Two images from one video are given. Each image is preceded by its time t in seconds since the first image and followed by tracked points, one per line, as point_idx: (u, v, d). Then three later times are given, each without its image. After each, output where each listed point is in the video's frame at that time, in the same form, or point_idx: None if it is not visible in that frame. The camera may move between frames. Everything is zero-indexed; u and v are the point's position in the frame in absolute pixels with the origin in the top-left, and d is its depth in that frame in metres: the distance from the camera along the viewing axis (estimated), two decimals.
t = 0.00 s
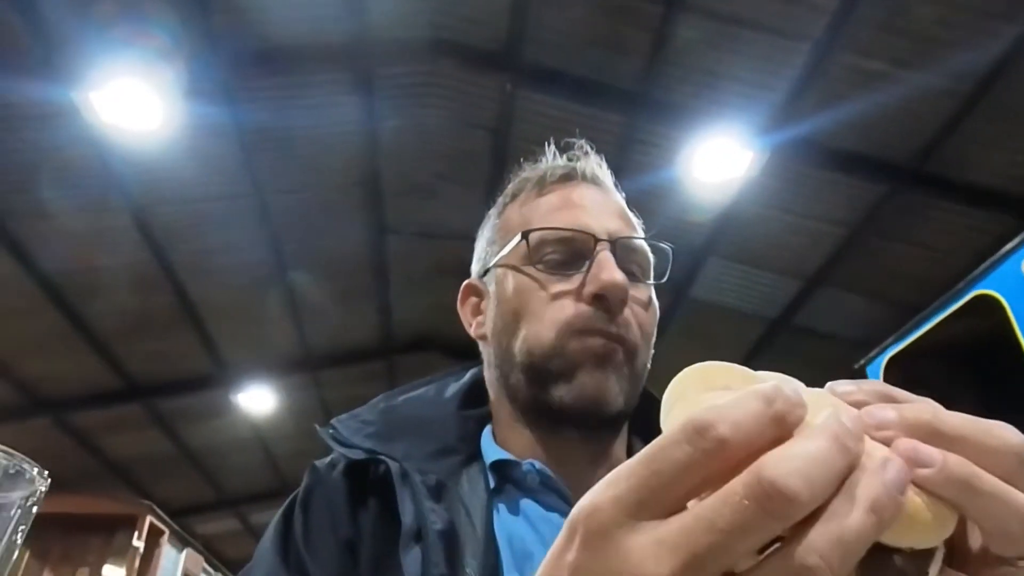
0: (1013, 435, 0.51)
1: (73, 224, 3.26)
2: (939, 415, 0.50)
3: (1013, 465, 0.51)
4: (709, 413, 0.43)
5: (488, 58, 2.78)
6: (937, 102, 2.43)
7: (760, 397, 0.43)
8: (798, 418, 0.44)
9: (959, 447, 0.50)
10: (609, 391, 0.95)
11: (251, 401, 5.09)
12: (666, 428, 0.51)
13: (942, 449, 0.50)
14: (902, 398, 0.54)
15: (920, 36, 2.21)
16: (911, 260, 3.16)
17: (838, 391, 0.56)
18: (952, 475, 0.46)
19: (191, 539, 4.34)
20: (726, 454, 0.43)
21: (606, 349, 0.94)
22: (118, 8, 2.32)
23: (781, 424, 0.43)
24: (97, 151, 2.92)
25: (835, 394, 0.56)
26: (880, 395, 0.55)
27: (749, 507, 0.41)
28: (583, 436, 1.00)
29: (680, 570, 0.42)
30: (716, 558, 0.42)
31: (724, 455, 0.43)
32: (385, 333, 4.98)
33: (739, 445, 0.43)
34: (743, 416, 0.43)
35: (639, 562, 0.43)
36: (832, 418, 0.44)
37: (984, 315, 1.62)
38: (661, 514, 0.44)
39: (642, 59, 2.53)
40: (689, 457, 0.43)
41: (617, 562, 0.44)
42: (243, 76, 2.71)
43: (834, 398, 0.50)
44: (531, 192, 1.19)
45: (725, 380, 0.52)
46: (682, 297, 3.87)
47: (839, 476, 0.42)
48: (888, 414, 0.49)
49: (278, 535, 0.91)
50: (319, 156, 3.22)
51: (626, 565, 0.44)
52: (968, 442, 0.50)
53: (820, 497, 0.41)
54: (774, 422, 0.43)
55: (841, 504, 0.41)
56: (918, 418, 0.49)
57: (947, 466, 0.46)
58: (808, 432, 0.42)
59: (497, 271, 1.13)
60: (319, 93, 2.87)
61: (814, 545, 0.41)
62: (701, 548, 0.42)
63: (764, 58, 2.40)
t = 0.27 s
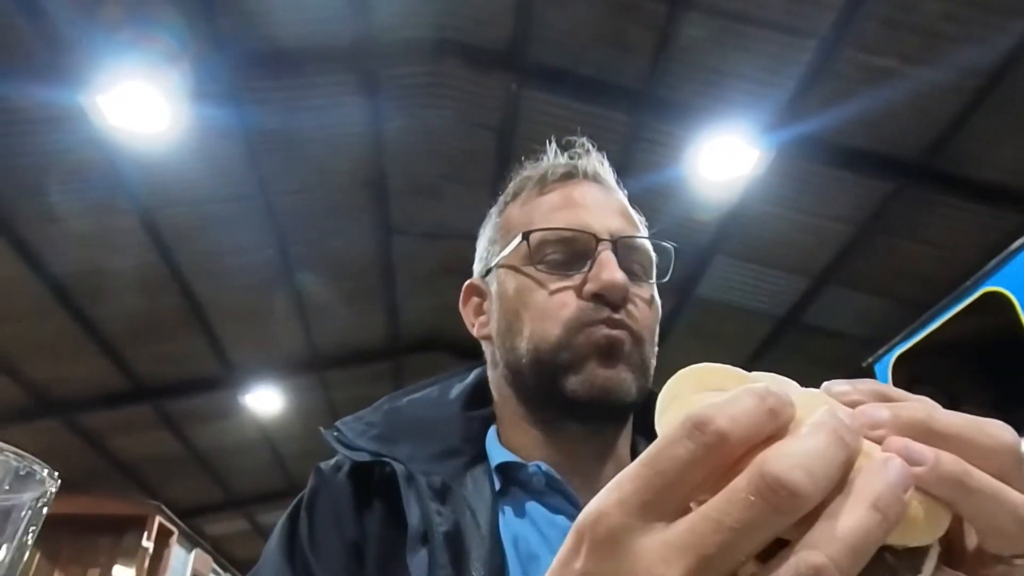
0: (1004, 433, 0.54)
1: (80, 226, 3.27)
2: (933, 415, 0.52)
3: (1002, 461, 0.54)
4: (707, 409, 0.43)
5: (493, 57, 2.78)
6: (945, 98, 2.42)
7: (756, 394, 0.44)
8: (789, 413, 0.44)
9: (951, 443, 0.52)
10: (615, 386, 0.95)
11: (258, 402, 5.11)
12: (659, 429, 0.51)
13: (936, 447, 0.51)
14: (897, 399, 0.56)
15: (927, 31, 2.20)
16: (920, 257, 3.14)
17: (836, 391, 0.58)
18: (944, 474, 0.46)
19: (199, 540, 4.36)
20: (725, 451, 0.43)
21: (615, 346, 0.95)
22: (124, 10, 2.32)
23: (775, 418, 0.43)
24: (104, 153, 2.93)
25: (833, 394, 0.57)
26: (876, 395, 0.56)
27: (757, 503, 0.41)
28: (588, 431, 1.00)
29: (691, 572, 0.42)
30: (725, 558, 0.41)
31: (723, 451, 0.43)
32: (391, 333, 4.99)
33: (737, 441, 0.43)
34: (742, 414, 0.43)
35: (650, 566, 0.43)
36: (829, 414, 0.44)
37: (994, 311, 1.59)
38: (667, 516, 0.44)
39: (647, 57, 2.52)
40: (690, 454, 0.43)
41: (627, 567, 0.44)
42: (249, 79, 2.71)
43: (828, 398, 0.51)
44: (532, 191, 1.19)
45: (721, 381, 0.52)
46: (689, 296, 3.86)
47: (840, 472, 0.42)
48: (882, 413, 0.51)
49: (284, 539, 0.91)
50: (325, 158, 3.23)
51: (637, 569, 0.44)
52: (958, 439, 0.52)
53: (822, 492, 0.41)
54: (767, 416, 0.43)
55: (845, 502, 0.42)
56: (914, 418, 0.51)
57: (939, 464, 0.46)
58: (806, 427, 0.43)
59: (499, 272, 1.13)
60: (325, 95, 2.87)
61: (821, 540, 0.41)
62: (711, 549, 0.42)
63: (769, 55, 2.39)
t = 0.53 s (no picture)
0: (1005, 438, 0.54)
1: (85, 227, 3.28)
2: (934, 419, 0.52)
3: (1004, 466, 0.53)
4: (712, 410, 0.43)
5: (496, 57, 2.78)
6: (948, 96, 2.41)
7: (757, 395, 0.45)
8: (788, 415, 0.45)
9: (953, 445, 0.52)
10: (612, 394, 0.95)
11: (262, 402, 5.12)
12: (660, 429, 0.52)
13: (936, 450, 0.52)
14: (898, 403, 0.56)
15: (931, 30, 2.19)
16: (924, 256, 3.13)
17: (840, 394, 0.58)
18: (939, 475, 0.47)
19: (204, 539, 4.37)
20: (732, 451, 0.44)
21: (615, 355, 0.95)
22: (127, 13, 2.33)
23: (776, 418, 0.45)
24: (108, 154, 2.94)
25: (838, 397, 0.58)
26: (878, 397, 0.57)
27: (769, 507, 0.41)
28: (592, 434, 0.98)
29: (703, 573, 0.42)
30: (738, 559, 0.42)
31: (729, 452, 0.43)
32: (394, 333, 5.00)
33: (742, 441, 0.43)
34: (747, 415, 0.44)
35: (662, 568, 0.43)
36: (831, 415, 0.45)
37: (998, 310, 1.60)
38: (677, 518, 0.45)
39: (649, 57, 2.52)
40: (698, 455, 0.43)
41: (639, 569, 0.44)
42: (252, 80, 2.72)
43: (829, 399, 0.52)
44: (531, 192, 1.19)
45: (721, 382, 0.53)
46: (692, 295, 3.86)
47: (846, 472, 0.43)
48: (881, 415, 0.51)
49: (290, 540, 0.91)
50: (328, 158, 3.23)
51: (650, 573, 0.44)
52: (960, 442, 0.52)
53: (830, 492, 0.41)
54: (768, 416, 0.44)
55: (852, 504, 0.42)
56: (914, 421, 0.51)
57: (935, 466, 0.47)
58: (811, 430, 0.43)
59: (499, 273, 1.13)
60: (328, 96, 2.88)
61: (830, 541, 0.41)
62: (722, 551, 0.42)
63: (773, 53, 2.39)
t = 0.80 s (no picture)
0: (998, 443, 0.55)
1: (87, 228, 3.28)
2: (926, 424, 0.52)
3: (997, 470, 0.54)
4: (711, 419, 0.44)
5: (496, 57, 2.78)
6: (950, 95, 2.41)
7: (755, 403, 0.45)
8: (784, 422, 0.45)
9: (944, 450, 0.52)
10: (606, 390, 0.96)
11: (264, 403, 5.13)
12: (658, 436, 0.52)
13: (930, 455, 0.52)
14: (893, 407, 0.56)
15: (932, 28, 2.19)
16: (925, 256, 3.12)
17: (833, 398, 0.58)
18: (932, 481, 0.47)
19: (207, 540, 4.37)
20: (731, 460, 0.44)
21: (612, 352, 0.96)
22: (128, 13, 2.34)
23: (773, 425, 0.45)
24: (109, 154, 2.94)
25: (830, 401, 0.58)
26: (872, 402, 0.57)
27: (771, 517, 0.41)
28: (592, 434, 1.00)
29: None
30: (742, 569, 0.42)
31: (730, 461, 0.44)
32: (396, 333, 5.00)
33: (742, 450, 0.44)
34: (745, 423, 0.44)
35: None
36: (830, 423, 0.45)
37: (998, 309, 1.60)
38: (680, 528, 0.45)
39: (651, 56, 2.52)
40: (700, 464, 0.43)
41: None
42: (253, 80, 2.72)
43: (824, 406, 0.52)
44: (532, 194, 1.20)
45: (715, 391, 0.53)
46: (694, 295, 3.86)
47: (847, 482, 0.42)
48: (875, 420, 0.52)
49: (293, 541, 0.91)
50: (329, 159, 3.24)
51: None
52: (951, 446, 0.53)
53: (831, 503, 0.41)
54: (766, 424, 0.45)
55: (853, 514, 0.42)
56: (906, 425, 0.52)
57: (928, 472, 0.47)
58: (810, 439, 0.43)
59: (499, 273, 1.14)
60: (329, 96, 2.88)
61: (830, 551, 0.41)
62: (726, 561, 0.42)
63: (774, 53, 2.39)
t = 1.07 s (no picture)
0: (973, 440, 0.54)
1: (89, 228, 3.29)
2: (907, 423, 0.52)
3: (973, 467, 0.53)
4: (699, 421, 0.45)
5: (498, 57, 2.78)
6: (952, 93, 2.40)
7: (742, 407, 0.47)
8: (770, 425, 0.47)
9: (926, 448, 0.52)
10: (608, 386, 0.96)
11: (266, 403, 5.13)
12: (650, 441, 0.54)
13: (910, 454, 0.52)
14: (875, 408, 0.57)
15: (934, 27, 2.18)
16: (928, 254, 3.12)
17: (817, 399, 0.59)
18: (913, 478, 0.47)
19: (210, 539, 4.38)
20: (718, 460, 0.45)
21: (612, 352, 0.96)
22: (130, 15, 2.34)
23: (758, 428, 0.46)
24: (112, 155, 2.94)
25: (815, 401, 0.59)
26: (856, 404, 0.58)
27: (754, 512, 0.43)
28: (594, 432, 1.00)
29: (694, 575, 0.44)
30: (727, 563, 0.44)
31: (716, 460, 0.45)
32: (398, 333, 5.00)
33: (729, 450, 0.45)
34: (731, 424, 0.45)
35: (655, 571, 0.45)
36: (814, 426, 0.47)
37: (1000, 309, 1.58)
38: (670, 525, 0.47)
39: (652, 55, 2.52)
40: (688, 464, 0.45)
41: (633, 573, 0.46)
42: (254, 81, 2.72)
43: (807, 408, 0.53)
44: (533, 194, 1.19)
45: (703, 397, 0.56)
46: (696, 294, 3.85)
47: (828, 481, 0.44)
48: (858, 420, 0.51)
49: (295, 543, 0.91)
50: (331, 159, 3.24)
51: None
52: (932, 444, 0.52)
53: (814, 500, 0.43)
54: (752, 426, 0.46)
55: (832, 512, 0.43)
56: (888, 424, 0.51)
57: (908, 470, 0.47)
58: (794, 440, 0.45)
59: (501, 272, 1.14)
60: (330, 96, 2.88)
61: (809, 548, 0.42)
62: (711, 555, 0.44)
63: (775, 52, 2.38)
